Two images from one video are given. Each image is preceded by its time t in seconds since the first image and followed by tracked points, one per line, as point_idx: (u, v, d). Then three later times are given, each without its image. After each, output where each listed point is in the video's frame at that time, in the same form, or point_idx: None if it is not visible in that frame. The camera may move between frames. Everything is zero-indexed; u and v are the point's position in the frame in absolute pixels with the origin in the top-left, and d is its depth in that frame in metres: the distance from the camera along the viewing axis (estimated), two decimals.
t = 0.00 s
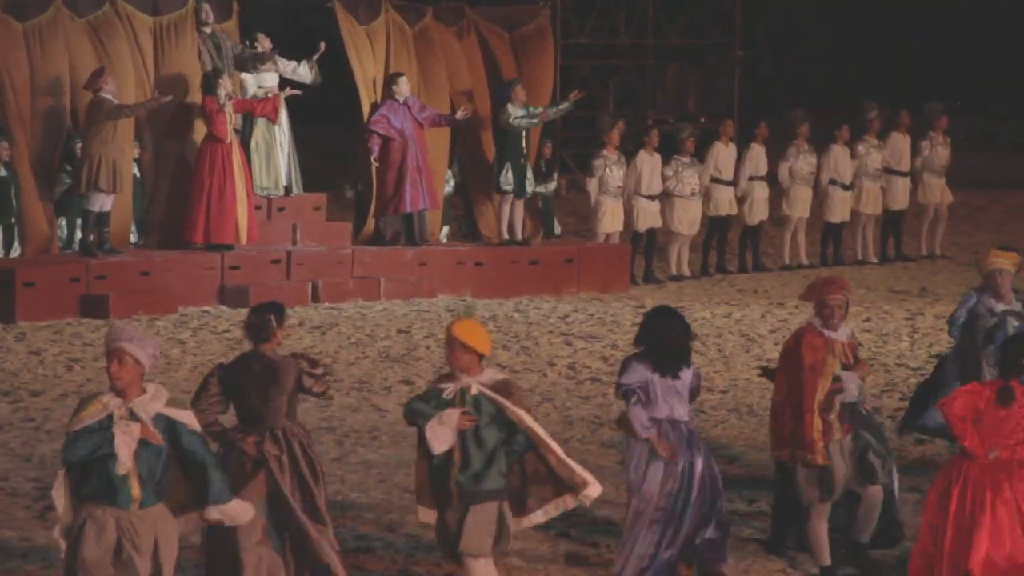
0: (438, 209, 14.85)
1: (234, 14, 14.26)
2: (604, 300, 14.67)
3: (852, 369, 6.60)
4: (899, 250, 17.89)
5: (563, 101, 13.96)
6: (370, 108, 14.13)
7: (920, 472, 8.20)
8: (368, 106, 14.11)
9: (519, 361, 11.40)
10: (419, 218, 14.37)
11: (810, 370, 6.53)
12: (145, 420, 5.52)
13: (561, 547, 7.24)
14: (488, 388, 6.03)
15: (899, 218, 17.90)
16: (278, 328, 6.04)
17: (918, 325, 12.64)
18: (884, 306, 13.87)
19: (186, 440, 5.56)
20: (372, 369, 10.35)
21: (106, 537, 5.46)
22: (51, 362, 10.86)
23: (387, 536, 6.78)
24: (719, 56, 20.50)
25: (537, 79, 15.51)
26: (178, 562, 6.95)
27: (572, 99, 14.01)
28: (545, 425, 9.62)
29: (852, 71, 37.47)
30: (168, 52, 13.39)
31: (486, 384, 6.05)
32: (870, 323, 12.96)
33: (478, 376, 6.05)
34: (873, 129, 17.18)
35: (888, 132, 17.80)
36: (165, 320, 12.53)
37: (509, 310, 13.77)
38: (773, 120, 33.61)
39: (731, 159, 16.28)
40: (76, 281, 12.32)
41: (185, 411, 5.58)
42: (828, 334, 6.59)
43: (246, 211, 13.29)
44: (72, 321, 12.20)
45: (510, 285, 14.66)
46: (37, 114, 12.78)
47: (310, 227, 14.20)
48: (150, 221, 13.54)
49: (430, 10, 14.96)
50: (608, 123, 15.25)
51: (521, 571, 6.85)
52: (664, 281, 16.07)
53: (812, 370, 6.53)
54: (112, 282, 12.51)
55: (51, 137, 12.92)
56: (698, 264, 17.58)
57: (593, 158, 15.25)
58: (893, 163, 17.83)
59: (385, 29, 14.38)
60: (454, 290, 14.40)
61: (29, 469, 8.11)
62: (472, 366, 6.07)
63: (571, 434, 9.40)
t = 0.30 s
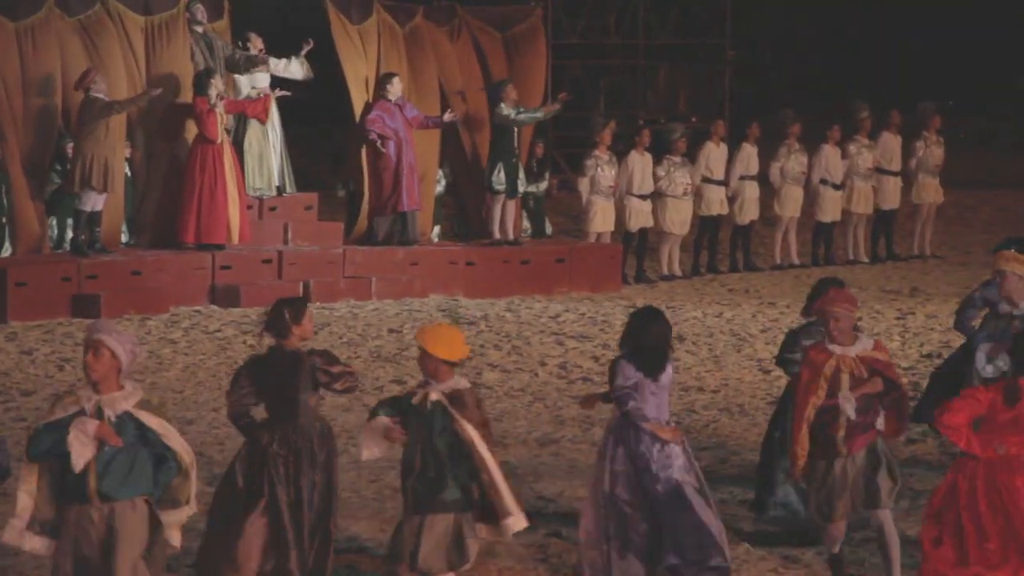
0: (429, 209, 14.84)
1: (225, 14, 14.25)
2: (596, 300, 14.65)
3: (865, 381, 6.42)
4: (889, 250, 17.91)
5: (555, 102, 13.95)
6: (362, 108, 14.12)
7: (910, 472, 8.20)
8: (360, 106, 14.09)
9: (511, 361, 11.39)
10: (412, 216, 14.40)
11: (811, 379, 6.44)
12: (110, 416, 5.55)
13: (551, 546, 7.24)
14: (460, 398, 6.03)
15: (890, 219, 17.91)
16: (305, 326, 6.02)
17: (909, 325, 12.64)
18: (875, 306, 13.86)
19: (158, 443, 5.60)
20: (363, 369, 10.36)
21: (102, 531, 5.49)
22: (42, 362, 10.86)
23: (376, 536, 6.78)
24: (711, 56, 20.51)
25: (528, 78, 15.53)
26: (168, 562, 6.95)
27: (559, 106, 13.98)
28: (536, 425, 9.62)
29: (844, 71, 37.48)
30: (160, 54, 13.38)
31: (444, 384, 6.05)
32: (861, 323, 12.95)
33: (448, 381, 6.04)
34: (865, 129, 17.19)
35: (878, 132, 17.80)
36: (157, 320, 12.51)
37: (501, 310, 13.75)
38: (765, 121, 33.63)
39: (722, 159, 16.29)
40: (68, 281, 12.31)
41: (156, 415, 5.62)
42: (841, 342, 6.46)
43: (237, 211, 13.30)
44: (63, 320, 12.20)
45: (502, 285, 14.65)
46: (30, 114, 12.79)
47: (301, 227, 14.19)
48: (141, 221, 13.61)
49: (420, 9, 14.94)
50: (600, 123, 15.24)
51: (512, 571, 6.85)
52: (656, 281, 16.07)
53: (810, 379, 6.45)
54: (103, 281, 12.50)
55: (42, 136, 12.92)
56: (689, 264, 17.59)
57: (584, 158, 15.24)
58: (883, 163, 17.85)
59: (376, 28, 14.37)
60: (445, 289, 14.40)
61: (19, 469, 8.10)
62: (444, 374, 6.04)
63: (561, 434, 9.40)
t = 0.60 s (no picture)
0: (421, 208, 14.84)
1: (217, 13, 14.24)
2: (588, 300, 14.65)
3: (822, 389, 6.41)
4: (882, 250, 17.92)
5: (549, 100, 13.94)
6: (355, 107, 14.11)
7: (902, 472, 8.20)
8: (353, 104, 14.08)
9: (503, 361, 11.39)
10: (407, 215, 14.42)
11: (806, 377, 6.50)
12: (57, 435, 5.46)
13: (544, 546, 7.24)
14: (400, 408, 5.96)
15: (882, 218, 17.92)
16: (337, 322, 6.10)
17: (903, 326, 12.64)
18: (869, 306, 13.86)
19: (106, 461, 5.50)
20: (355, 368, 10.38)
21: (80, 536, 5.49)
22: (34, 362, 10.84)
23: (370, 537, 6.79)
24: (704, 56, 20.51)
25: (518, 78, 15.55)
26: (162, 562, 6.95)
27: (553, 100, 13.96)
28: (529, 425, 9.62)
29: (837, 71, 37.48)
30: (152, 52, 13.39)
31: (413, 389, 6.00)
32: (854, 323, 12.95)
33: (402, 386, 5.98)
34: (857, 129, 17.19)
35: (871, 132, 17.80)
36: (150, 319, 12.50)
37: (494, 309, 13.75)
38: (758, 121, 33.63)
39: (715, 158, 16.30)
40: (60, 281, 12.30)
41: (105, 434, 5.50)
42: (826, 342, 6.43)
43: (229, 211, 13.30)
44: (55, 320, 12.17)
45: (494, 285, 14.66)
46: (22, 113, 12.73)
47: (294, 227, 14.19)
48: (133, 220, 13.57)
49: (411, 9, 14.92)
50: (593, 123, 15.24)
51: (504, 570, 6.86)
52: (648, 281, 16.08)
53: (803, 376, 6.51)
54: (95, 280, 12.49)
55: (35, 135, 12.86)
56: (681, 263, 17.59)
57: (577, 157, 15.26)
58: (876, 162, 17.87)
59: (368, 29, 14.36)
60: (438, 289, 14.43)
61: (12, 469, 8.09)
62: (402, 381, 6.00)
63: (553, 434, 9.40)
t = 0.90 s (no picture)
0: (413, 208, 14.84)
1: (207, 14, 14.23)
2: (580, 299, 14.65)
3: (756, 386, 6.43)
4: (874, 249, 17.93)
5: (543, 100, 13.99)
6: (347, 106, 14.10)
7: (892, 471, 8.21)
8: (344, 102, 14.08)
9: (496, 361, 11.39)
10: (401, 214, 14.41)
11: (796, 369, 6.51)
12: None
13: (538, 546, 7.24)
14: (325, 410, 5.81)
15: (874, 218, 17.93)
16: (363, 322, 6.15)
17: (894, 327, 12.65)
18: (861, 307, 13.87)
19: None
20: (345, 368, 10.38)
21: None
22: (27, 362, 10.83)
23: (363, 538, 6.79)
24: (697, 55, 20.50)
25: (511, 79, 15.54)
26: (155, 562, 6.95)
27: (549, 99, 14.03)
28: (521, 425, 9.62)
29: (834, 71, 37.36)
30: (143, 51, 13.39)
31: (355, 394, 5.88)
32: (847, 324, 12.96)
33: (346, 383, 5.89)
34: (849, 129, 17.20)
35: (862, 132, 17.81)
36: (142, 319, 12.48)
37: (486, 309, 13.75)
38: (751, 120, 33.63)
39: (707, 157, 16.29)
40: (53, 280, 12.27)
41: None
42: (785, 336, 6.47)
43: (221, 210, 13.31)
44: (47, 320, 12.14)
45: (486, 285, 14.67)
46: (12, 113, 12.62)
47: (287, 227, 14.19)
48: (125, 220, 13.55)
49: (403, 9, 14.91)
50: (585, 123, 15.25)
51: (497, 570, 6.86)
52: (641, 281, 16.08)
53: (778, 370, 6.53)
54: (88, 280, 12.46)
55: (26, 136, 12.73)
56: (673, 262, 17.60)
57: (570, 157, 15.26)
58: (869, 162, 17.78)
59: (360, 29, 14.33)
60: (431, 289, 14.42)
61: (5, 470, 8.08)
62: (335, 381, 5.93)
63: (545, 433, 9.40)
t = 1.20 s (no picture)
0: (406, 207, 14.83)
1: (199, 13, 14.23)
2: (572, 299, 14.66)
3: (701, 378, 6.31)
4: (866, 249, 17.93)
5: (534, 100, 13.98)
6: (337, 105, 14.09)
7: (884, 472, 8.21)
8: (333, 101, 14.05)
9: (488, 361, 11.38)
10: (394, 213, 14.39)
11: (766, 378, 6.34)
12: None
13: (531, 545, 7.25)
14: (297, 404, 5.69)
15: (867, 217, 17.92)
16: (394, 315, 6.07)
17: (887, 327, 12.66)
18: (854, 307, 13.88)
19: None
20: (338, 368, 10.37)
21: None
22: (19, 362, 10.82)
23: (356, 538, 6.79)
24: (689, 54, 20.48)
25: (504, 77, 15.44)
26: (147, 562, 6.94)
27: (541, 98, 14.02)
28: (513, 425, 9.61)
29: (829, 72, 37.29)
30: (135, 50, 13.38)
31: (294, 394, 5.78)
32: (839, 325, 12.97)
33: (290, 380, 5.81)
34: (841, 129, 17.21)
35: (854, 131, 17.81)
36: (135, 319, 12.47)
37: (479, 309, 13.75)
38: (743, 120, 33.62)
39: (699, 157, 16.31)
40: (44, 280, 12.25)
41: None
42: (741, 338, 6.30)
43: (213, 209, 13.31)
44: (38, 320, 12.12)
45: (479, 284, 14.66)
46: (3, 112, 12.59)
47: (280, 226, 14.18)
48: (117, 219, 13.54)
49: (394, 9, 14.90)
50: (578, 122, 15.25)
51: (490, 570, 6.86)
52: (633, 280, 16.07)
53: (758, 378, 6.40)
54: (79, 279, 12.44)
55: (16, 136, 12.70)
56: (665, 262, 17.60)
57: (562, 157, 15.26)
58: (860, 161, 17.80)
59: (351, 28, 14.32)
60: (423, 289, 14.42)
61: None
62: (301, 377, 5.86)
63: (537, 433, 9.40)
